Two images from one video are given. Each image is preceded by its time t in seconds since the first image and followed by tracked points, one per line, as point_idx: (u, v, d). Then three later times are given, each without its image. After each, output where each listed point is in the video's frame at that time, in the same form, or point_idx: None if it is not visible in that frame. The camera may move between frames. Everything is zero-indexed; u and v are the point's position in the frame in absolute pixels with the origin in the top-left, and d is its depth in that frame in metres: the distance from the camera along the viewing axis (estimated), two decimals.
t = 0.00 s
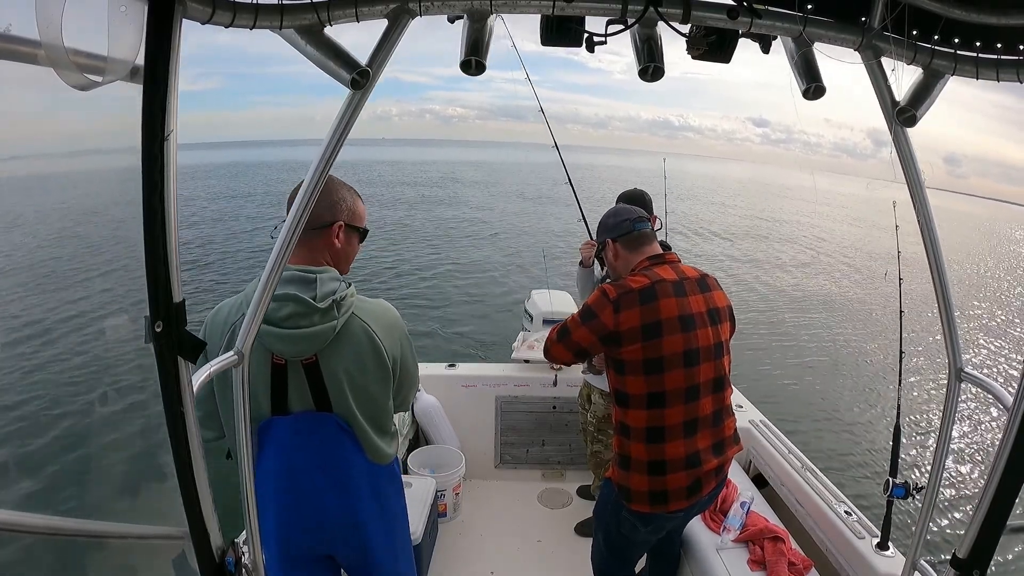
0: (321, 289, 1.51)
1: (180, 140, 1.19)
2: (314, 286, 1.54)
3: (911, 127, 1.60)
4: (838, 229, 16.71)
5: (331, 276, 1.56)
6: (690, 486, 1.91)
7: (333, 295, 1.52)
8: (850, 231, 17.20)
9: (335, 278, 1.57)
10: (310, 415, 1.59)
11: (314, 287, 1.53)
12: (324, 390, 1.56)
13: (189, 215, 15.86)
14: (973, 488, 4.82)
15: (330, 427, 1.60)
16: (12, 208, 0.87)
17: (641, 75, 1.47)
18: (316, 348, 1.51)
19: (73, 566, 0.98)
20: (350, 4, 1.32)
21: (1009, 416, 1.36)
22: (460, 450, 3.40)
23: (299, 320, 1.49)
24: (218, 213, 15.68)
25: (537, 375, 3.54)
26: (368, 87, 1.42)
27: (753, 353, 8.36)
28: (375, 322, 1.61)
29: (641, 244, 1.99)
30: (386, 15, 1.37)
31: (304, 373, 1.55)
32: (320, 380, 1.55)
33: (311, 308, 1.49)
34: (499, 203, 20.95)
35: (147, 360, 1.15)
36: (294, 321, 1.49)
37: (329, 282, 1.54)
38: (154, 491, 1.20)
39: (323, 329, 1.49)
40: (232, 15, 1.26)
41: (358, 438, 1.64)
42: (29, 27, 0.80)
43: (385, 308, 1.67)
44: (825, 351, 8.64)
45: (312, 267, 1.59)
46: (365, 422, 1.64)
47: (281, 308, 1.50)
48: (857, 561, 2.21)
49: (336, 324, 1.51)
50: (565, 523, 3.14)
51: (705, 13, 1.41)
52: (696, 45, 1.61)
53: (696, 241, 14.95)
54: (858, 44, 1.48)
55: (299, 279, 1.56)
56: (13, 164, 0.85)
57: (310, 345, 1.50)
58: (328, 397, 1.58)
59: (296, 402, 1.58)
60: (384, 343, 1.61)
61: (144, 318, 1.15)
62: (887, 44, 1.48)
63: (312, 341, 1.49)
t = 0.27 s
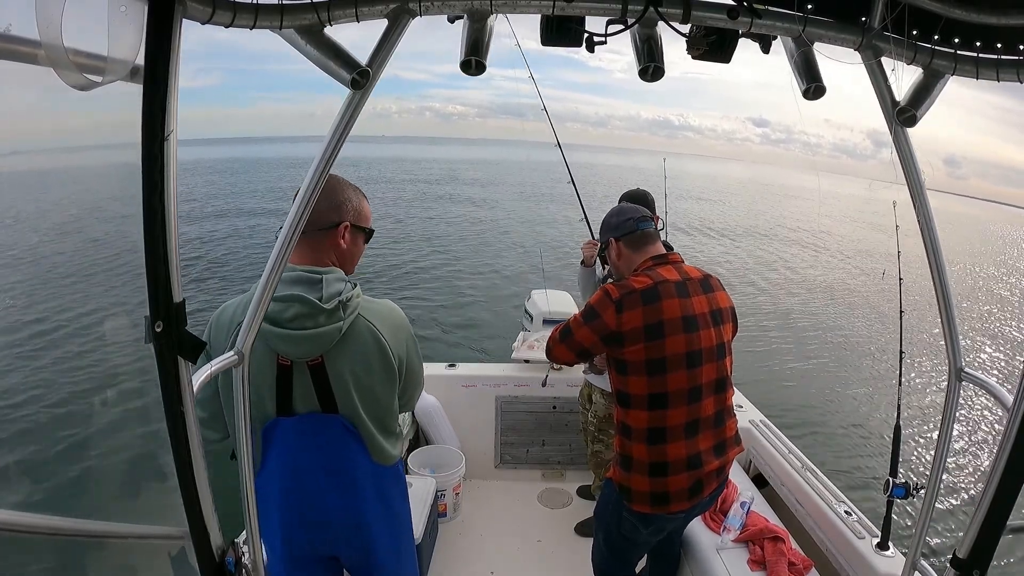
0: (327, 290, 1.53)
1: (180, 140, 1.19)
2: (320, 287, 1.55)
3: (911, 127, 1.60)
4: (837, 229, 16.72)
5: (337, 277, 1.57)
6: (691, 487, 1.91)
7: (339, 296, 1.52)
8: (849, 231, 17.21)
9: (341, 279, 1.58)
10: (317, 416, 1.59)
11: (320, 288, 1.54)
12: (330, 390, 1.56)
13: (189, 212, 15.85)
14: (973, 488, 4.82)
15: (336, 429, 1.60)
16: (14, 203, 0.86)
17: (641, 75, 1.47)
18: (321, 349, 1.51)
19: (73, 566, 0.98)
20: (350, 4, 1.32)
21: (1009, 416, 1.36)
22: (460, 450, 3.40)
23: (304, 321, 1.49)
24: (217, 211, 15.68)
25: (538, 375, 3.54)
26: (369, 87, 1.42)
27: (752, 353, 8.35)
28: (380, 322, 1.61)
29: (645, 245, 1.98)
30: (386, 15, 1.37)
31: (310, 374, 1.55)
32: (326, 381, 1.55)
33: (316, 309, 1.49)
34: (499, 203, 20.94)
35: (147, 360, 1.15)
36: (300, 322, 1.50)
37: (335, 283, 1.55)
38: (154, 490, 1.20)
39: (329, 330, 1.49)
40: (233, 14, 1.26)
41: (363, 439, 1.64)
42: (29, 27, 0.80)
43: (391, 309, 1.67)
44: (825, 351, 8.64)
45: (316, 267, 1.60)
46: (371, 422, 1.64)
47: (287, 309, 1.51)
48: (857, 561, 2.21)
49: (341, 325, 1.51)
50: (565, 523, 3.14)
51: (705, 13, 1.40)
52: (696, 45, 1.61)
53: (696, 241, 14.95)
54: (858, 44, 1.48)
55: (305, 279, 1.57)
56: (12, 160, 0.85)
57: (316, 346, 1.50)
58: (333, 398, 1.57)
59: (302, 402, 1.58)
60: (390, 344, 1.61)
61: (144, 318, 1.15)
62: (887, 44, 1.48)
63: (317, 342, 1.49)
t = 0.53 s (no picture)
0: (330, 290, 1.53)
1: (180, 139, 1.19)
2: (323, 287, 1.55)
3: (911, 127, 1.60)
4: (838, 228, 16.70)
5: (339, 277, 1.57)
6: (693, 488, 1.91)
7: (342, 297, 1.53)
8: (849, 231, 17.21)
9: (343, 280, 1.58)
10: (319, 417, 1.59)
11: (322, 288, 1.54)
12: (332, 392, 1.56)
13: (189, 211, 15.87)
14: (973, 488, 4.83)
15: (338, 430, 1.60)
16: (14, 201, 0.86)
17: (641, 75, 1.47)
18: (323, 350, 1.51)
19: (73, 566, 0.98)
20: (350, 4, 1.32)
21: (1010, 415, 1.36)
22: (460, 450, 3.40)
23: (306, 322, 1.49)
24: (218, 210, 15.69)
25: (538, 375, 3.54)
26: (369, 87, 1.42)
27: (753, 353, 8.34)
28: (382, 323, 1.61)
29: (647, 245, 1.98)
30: (386, 15, 1.37)
31: (312, 375, 1.55)
32: (327, 382, 1.55)
33: (319, 311, 1.49)
34: (499, 202, 20.93)
35: (147, 360, 1.15)
36: (302, 323, 1.49)
37: (338, 284, 1.55)
38: (154, 490, 1.20)
39: (331, 331, 1.49)
40: (233, 15, 1.26)
41: (365, 440, 1.64)
42: (29, 27, 0.80)
43: (393, 310, 1.67)
44: (825, 351, 8.63)
45: (318, 268, 1.60)
46: (373, 423, 1.64)
47: (289, 310, 1.51)
48: (857, 561, 2.21)
49: (344, 326, 1.51)
50: (565, 523, 3.14)
51: (705, 13, 1.40)
52: (696, 45, 1.61)
53: (696, 240, 14.94)
54: (858, 44, 1.48)
55: (307, 280, 1.57)
56: (13, 157, 0.85)
57: (318, 347, 1.49)
58: (335, 399, 1.58)
59: (304, 403, 1.58)
60: (392, 345, 1.61)
61: (144, 319, 1.15)
62: (887, 44, 1.48)
63: (319, 343, 1.49)
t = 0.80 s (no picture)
0: (329, 291, 1.53)
1: (180, 140, 1.19)
2: (322, 288, 1.55)
3: (911, 127, 1.60)
4: (838, 226, 16.69)
5: (338, 278, 1.57)
6: (693, 488, 1.91)
7: (341, 298, 1.53)
8: (850, 229, 17.19)
9: (342, 281, 1.58)
10: (318, 418, 1.59)
11: (321, 289, 1.54)
12: (332, 392, 1.56)
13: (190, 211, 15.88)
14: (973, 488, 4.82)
15: (338, 431, 1.60)
16: (16, 202, 0.87)
17: (641, 75, 1.47)
18: (322, 351, 1.51)
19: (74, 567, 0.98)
20: (351, 4, 1.32)
21: (1010, 415, 1.36)
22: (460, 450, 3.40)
23: (306, 323, 1.49)
24: (219, 209, 15.70)
25: (538, 375, 3.54)
26: (369, 87, 1.42)
27: (753, 352, 8.33)
28: (382, 324, 1.61)
29: (647, 245, 1.98)
30: (386, 15, 1.37)
31: (312, 376, 1.55)
32: (327, 383, 1.55)
33: (318, 311, 1.49)
34: (499, 201, 20.92)
35: (147, 360, 1.15)
36: (301, 324, 1.49)
37: (337, 284, 1.56)
38: (154, 490, 1.20)
39: (331, 332, 1.49)
40: (233, 15, 1.26)
41: (365, 441, 1.64)
42: (29, 27, 0.80)
43: (392, 310, 1.67)
44: (825, 349, 8.62)
45: (317, 269, 1.60)
46: (372, 423, 1.64)
47: (288, 311, 1.51)
48: (857, 561, 2.21)
49: (343, 327, 1.51)
50: (565, 523, 3.14)
51: (705, 13, 1.40)
52: (696, 45, 1.61)
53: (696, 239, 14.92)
54: (858, 44, 1.48)
55: (307, 282, 1.57)
56: (13, 158, 0.85)
57: (317, 348, 1.49)
58: (335, 400, 1.57)
59: (303, 404, 1.58)
60: (392, 345, 1.61)
61: (144, 319, 1.15)
62: (887, 44, 1.48)
63: (318, 344, 1.49)
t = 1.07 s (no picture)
0: (325, 291, 1.52)
1: (180, 141, 1.19)
2: (318, 288, 1.54)
3: (911, 127, 1.60)
4: (839, 225, 16.69)
5: (334, 278, 1.57)
6: (691, 487, 1.91)
7: (337, 297, 1.52)
8: (851, 227, 17.17)
9: (338, 280, 1.58)
10: (315, 418, 1.59)
11: (317, 289, 1.54)
12: (328, 392, 1.56)
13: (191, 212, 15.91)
14: (973, 487, 4.82)
15: (335, 431, 1.60)
16: (20, 206, 0.87)
17: (641, 75, 1.47)
18: (319, 351, 1.51)
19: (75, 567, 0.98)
20: (351, 4, 1.32)
21: (1010, 415, 1.36)
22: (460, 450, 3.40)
23: (302, 323, 1.49)
24: (220, 210, 15.73)
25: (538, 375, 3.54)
26: (369, 87, 1.41)
27: (753, 351, 8.34)
28: (378, 324, 1.61)
29: (644, 244, 1.98)
30: (386, 15, 1.37)
31: (308, 376, 1.55)
32: (324, 383, 1.55)
33: (314, 311, 1.49)
34: (500, 201, 20.91)
35: (147, 360, 1.15)
36: (298, 324, 1.49)
37: (333, 284, 1.55)
38: (154, 490, 1.20)
39: (327, 332, 1.49)
40: (233, 15, 1.26)
41: (363, 440, 1.64)
42: (29, 27, 0.80)
43: (389, 310, 1.67)
44: (826, 348, 8.62)
45: (315, 269, 1.60)
46: (370, 423, 1.64)
47: (285, 311, 1.51)
48: (857, 561, 2.21)
49: (339, 327, 1.51)
50: (565, 523, 3.14)
51: (705, 13, 1.40)
52: (696, 45, 1.61)
53: (697, 238, 14.91)
54: (858, 44, 1.48)
55: (303, 281, 1.56)
56: (16, 163, 0.85)
57: (313, 348, 1.49)
58: (332, 400, 1.58)
59: (300, 404, 1.58)
60: (388, 345, 1.61)
61: (144, 319, 1.15)
62: (887, 44, 1.48)
63: (314, 344, 1.49)
